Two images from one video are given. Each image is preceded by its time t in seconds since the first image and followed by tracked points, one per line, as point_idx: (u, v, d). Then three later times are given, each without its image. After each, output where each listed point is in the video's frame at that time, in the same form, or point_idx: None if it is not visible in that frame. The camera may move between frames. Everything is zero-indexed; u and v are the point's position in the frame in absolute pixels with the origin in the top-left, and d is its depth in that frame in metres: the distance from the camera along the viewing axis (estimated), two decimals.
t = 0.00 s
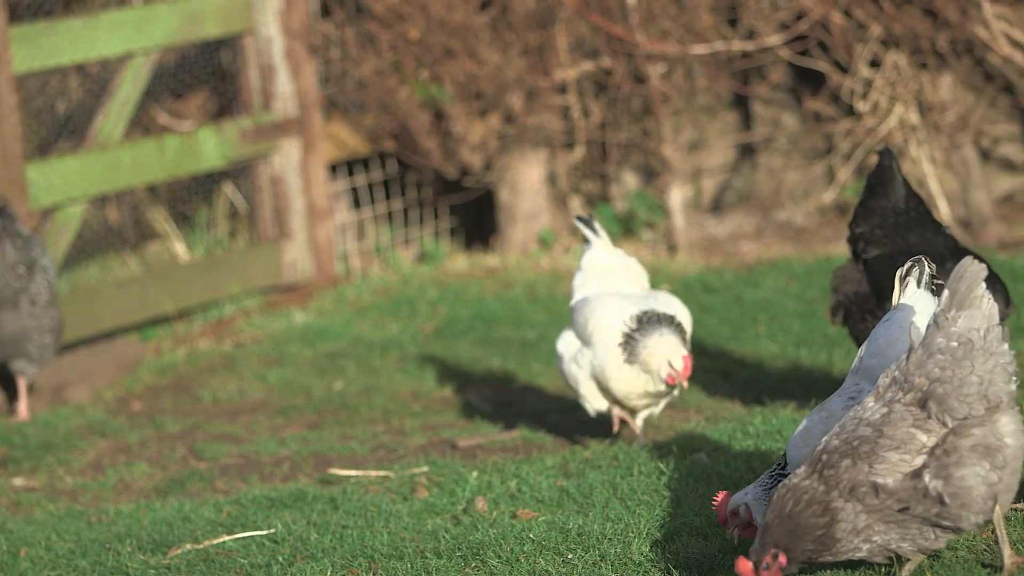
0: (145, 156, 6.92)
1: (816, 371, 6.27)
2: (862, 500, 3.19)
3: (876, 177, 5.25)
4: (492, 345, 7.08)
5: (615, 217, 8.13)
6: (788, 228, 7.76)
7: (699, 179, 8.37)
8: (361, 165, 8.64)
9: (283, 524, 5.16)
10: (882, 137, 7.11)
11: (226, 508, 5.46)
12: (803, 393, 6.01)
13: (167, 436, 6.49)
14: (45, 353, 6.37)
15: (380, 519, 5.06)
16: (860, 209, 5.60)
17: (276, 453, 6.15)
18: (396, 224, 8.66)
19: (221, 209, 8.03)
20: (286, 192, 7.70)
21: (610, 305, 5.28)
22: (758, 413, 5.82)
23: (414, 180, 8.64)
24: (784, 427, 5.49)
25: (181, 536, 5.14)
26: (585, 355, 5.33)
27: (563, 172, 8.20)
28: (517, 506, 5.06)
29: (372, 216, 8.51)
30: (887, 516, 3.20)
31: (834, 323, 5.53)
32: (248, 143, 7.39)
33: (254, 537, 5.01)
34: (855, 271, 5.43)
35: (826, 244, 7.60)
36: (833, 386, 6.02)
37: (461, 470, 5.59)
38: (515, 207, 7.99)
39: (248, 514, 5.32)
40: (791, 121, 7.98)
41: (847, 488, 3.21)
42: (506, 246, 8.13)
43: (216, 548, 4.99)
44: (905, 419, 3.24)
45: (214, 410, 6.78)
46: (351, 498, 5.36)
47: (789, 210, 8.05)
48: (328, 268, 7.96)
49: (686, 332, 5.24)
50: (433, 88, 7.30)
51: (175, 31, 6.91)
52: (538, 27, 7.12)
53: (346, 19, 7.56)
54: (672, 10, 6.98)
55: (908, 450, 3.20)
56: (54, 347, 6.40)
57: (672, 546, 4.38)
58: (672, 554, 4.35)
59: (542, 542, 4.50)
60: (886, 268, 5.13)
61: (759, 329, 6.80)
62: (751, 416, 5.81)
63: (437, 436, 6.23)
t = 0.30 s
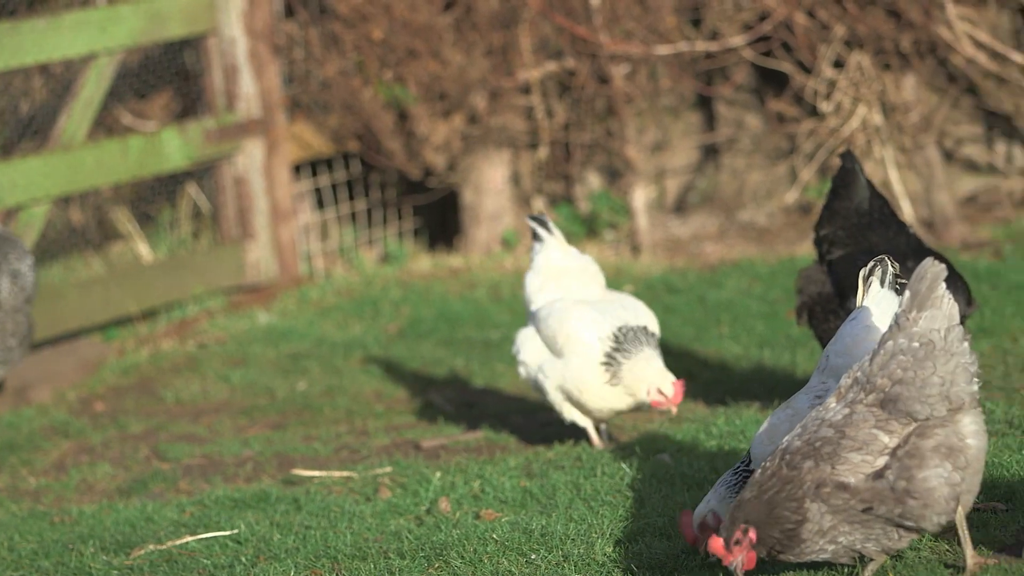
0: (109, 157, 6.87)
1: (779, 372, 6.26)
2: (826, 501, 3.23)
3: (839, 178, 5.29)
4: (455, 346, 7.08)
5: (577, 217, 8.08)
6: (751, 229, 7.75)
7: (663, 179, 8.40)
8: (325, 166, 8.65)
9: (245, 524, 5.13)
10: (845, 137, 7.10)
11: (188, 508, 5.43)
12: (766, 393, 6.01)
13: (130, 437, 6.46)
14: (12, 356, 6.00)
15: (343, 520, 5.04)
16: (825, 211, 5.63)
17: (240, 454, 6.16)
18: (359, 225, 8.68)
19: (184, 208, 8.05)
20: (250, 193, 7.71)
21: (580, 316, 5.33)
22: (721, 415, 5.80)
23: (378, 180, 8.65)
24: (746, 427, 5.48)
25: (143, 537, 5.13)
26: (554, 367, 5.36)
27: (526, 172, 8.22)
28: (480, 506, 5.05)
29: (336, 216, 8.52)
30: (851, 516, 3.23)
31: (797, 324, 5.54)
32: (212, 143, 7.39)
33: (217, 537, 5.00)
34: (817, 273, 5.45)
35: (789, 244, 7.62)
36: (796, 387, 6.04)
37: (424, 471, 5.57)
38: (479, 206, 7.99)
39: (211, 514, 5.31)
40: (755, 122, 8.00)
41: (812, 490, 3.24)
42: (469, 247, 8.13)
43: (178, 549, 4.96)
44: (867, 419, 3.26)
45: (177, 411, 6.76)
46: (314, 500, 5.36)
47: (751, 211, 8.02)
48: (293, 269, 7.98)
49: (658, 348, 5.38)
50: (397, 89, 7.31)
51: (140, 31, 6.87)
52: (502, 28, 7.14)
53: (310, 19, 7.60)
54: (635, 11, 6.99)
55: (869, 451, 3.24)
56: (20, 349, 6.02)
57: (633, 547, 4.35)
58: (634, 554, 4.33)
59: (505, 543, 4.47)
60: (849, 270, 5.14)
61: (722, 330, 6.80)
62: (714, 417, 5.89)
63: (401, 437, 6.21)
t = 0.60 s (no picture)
0: (73, 157, 6.83)
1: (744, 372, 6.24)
2: (796, 502, 3.15)
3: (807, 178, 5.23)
4: (420, 347, 7.09)
5: (543, 217, 8.15)
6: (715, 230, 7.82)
7: (628, 180, 8.42)
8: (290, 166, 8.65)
9: (211, 525, 5.07)
10: (809, 138, 7.20)
11: (154, 509, 5.36)
12: (732, 394, 6.01)
13: (95, 437, 6.40)
14: None
15: (308, 521, 4.95)
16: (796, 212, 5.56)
17: (206, 455, 6.09)
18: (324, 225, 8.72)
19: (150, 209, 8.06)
20: (215, 194, 7.72)
21: (549, 319, 5.27)
22: (687, 416, 5.73)
23: (344, 181, 8.71)
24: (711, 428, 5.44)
25: (109, 537, 5.04)
26: (522, 369, 5.29)
27: (492, 172, 8.26)
28: (445, 507, 4.94)
29: (301, 216, 8.60)
30: (820, 516, 3.16)
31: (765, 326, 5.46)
32: (177, 143, 7.39)
33: (182, 537, 4.90)
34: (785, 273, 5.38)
35: (754, 245, 7.70)
36: (761, 388, 6.04)
37: (390, 472, 5.49)
38: (444, 207, 8.06)
39: (177, 514, 5.23)
40: (720, 123, 8.09)
41: (780, 491, 3.16)
42: (434, 247, 8.19)
43: (143, 549, 4.89)
44: (833, 420, 3.20)
45: (141, 411, 6.72)
46: (279, 501, 5.28)
47: (716, 211, 8.17)
48: (258, 269, 7.99)
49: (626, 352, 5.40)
50: (361, 89, 7.40)
51: (105, 32, 6.84)
52: (467, 29, 7.18)
53: (276, 20, 7.67)
54: (600, 11, 6.97)
55: (836, 451, 3.16)
56: None
57: (601, 548, 4.21)
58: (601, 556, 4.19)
59: (470, 543, 4.33)
60: (814, 270, 5.07)
61: (688, 330, 6.79)
62: (679, 419, 5.73)
63: (367, 437, 6.17)
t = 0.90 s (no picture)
0: (37, 157, 6.78)
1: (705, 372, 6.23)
2: (750, 500, 3.13)
3: (771, 178, 5.19)
4: (382, 347, 7.08)
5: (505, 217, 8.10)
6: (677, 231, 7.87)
7: (591, 180, 8.46)
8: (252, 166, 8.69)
9: (172, 525, 5.04)
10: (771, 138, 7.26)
11: (115, 509, 5.32)
12: (693, 393, 5.99)
13: (56, 437, 6.37)
14: None
15: (270, 521, 4.93)
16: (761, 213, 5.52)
17: (167, 455, 6.05)
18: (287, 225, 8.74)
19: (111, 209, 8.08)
20: (177, 193, 7.74)
21: (511, 320, 5.26)
22: (648, 416, 5.69)
23: (306, 181, 8.75)
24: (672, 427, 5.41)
25: (70, 538, 5.01)
26: (483, 369, 5.29)
27: (455, 172, 8.28)
28: (407, 507, 4.91)
29: (263, 216, 8.60)
30: (774, 516, 3.14)
31: (729, 326, 5.41)
32: (139, 143, 7.39)
33: (143, 538, 4.87)
34: (749, 273, 5.34)
35: (715, 245, 7.75)
36: (722, 387, 6.03)
37: (352, 472, 5.46)
38: (406, 207, 8.08)
39: (138, 515, 5.20)
40: (682, 123, 8.13)
41: (735, 487, 3.14)
42: (395, 248, 8.22)
43: (104, 550, 4.85)
44: (792, 420, 3.20)
45: (103, 411, 6.70)
46: (241, 501, 5.25)
47: (678, 211, 8.23)
48: (220, 269, 8.01)
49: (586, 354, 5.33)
50: (324, 89, 7.44)
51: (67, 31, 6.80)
52: (429, 29, 7.23)
53: (238, 20, 7.70)
54: (562, 12, 7.00)
55: (795, 451, 3.16)
56: None
57: (560, 548, 4.16)
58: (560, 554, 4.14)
59: (432, 543, 4.29)
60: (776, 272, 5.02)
61: (650, 331, 6.78)
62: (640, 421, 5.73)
63: (328, 438, 6.15)
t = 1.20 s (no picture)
0: (5, 156, 6.75)
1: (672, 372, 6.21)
2: (693, 496, 3.12)
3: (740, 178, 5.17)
4: (350, 348, 7.08)
5: (472, 218, 8.19)
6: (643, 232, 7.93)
7: (558, 181, 8.50)
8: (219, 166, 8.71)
9: (139, 525, 4.99)
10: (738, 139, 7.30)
11: (82, 509, 5.28)
12: (661, 394, 5.96)
13: (23, 437, 6.32)
14: None
15: (237, 521, 4.88)
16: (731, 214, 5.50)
17: (134, 455, 6.01)
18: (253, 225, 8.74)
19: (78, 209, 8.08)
20: (144, 193, 7.77)
21: (480, 321, 5.21)
22: (615, 416, 5.65)
23: (272, 182, 8.73)
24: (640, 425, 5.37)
25: (37, 538, 4.96)
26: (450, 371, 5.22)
27: (421, 173, 8.31)
28: (375, 508, 4.87)
29: (230, 217, 8.61)
30: (719, 514, 3.12)
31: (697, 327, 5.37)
32: (106, 143, 7.40)
33: (111, 538, 4.83)
34: (718, 273, 5.30)
35: (682, 246, 7.83)
36: (690, 388, 6.02)
37: (319, 473, 5.42)
38: (372, 207, 8.10)
39: (105, 514, 5.14)
40: (648, 123, 8.18)
41: (679, 482, 3.15)
42: (363, 248, 8.25)
43: (71, 550, 4.79)
44: (745, 418, 3.18)
45: (70, 412, 6.66)
46: (208, 501, 5.22)
47: (645, 212, 8.27)
48: (186, 270, 8.02)
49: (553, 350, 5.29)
50: (291, 90, 7.51)
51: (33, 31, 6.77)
52: (396, 29, 7.29)
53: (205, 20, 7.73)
54: (530, 13, 7.00)
55: (744, 450, 3.14)
56: None
57: (527, 548, 4.11)
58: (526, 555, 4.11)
59: (400, 543, 4.22)
60: (743, 272, 4.99)
61: (617, 331, 6.77)
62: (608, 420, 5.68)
63: (295, 438, 6.12)
